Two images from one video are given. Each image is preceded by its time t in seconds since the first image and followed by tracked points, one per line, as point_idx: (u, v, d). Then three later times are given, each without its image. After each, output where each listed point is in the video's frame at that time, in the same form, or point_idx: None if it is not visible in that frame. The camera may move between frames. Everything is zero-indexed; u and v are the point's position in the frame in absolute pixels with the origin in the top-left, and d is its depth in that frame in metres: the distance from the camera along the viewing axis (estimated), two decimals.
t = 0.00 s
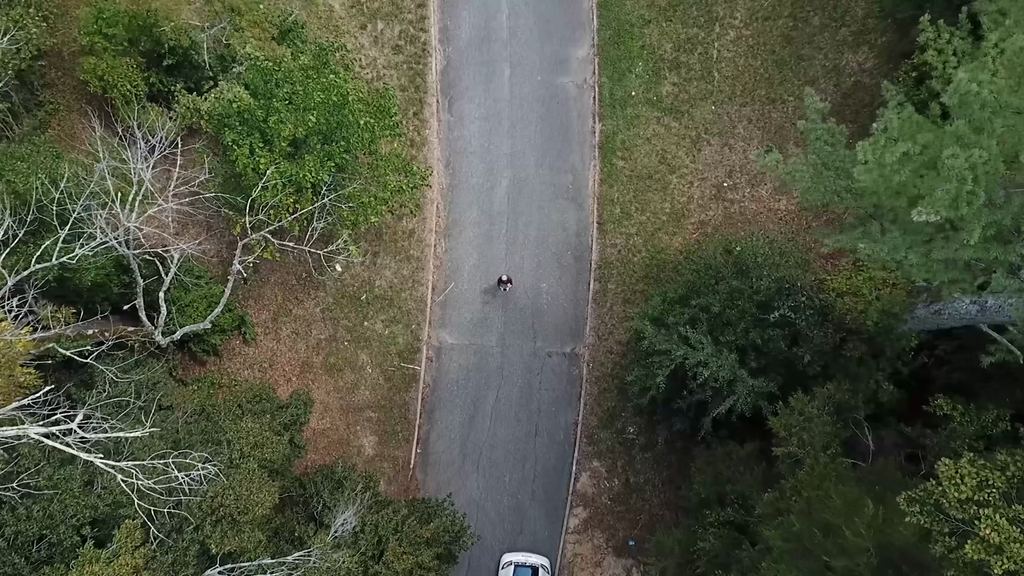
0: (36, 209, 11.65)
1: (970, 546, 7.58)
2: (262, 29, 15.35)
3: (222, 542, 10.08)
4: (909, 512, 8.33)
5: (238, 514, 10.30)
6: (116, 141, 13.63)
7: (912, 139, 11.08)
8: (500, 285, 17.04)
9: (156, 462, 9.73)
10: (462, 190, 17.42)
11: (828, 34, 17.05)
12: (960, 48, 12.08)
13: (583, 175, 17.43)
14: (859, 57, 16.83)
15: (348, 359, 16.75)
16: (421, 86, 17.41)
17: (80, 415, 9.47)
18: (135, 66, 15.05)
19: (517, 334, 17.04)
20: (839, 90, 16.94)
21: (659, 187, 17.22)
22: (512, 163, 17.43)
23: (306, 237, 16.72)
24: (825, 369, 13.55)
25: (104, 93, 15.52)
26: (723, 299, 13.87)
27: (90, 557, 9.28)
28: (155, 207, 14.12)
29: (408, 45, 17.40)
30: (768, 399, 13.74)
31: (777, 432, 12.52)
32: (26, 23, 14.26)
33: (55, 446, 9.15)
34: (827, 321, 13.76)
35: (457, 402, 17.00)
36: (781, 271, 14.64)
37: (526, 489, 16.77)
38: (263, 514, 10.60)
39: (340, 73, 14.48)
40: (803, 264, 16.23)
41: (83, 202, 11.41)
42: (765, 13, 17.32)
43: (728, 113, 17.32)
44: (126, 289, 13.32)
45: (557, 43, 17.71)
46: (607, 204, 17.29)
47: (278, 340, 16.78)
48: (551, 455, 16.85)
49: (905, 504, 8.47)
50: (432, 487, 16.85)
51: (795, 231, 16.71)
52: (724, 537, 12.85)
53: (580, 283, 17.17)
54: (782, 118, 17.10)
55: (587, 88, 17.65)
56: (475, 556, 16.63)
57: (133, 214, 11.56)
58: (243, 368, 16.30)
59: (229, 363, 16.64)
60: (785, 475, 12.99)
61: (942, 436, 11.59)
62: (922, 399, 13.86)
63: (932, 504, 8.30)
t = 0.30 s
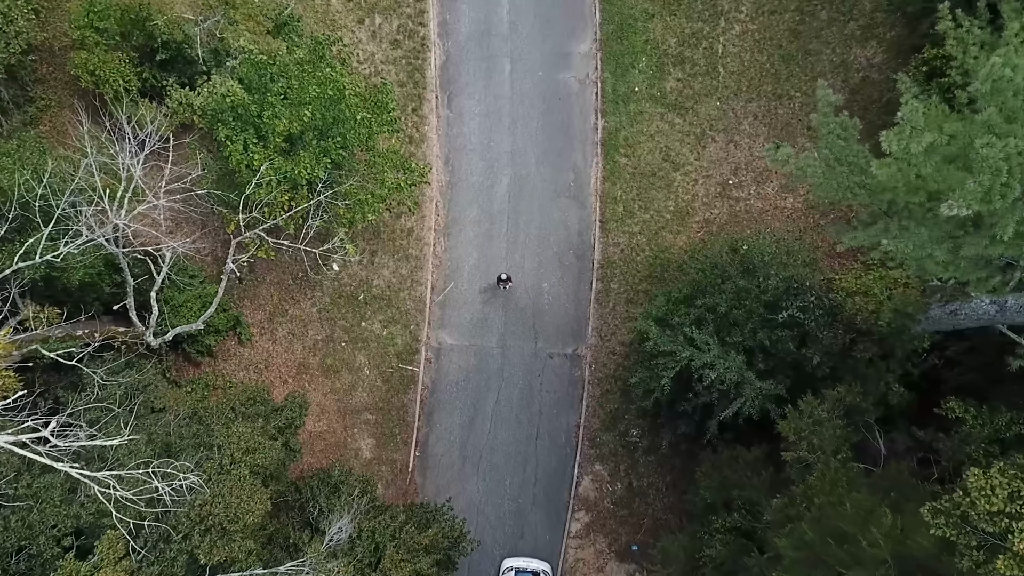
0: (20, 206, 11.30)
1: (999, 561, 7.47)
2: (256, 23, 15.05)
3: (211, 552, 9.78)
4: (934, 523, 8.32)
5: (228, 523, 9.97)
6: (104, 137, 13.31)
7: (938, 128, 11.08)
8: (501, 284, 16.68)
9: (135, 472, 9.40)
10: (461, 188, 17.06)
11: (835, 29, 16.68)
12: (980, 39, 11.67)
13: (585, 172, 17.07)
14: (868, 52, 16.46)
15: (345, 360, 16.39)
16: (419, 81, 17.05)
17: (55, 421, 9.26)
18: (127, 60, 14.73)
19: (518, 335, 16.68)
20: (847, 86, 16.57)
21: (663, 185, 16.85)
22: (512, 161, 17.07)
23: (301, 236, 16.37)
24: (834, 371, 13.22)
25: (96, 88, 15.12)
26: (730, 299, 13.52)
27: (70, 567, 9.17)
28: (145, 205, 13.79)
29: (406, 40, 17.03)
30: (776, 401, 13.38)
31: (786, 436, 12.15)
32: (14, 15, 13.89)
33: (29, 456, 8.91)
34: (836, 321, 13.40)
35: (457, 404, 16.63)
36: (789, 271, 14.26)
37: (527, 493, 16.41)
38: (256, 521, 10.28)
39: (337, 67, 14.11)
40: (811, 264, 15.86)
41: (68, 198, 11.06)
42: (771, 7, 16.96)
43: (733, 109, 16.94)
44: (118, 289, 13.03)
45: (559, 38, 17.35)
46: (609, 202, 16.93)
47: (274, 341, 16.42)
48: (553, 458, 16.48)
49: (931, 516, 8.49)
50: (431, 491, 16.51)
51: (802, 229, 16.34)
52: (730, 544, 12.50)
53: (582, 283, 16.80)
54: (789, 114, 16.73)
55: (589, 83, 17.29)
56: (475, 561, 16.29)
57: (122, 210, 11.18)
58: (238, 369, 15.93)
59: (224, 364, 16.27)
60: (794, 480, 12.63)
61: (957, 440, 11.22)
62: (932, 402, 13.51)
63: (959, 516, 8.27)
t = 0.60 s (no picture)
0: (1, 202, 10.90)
1: None
2: (251, 15, 14.59)
3: (198, 564, 9.49)
4: (964, 538, 8.12)
5: (216, 533, 9.67)
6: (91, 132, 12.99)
7: (970, 116, 11.31)
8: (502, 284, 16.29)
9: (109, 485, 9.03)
10: (461, 186, 16.68)
11: (843, 23, 16.30)
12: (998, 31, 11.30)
13: (588, 170, 16.69)
14: (877, 46, 16.07)
15: (342, 361, 16.02)
16: (418, 77, 16.67)
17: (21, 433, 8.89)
18: (119, 55, 14.30)
19: (520, 336, 16.30)
20: (856, 81, 16.17)
21: (667, 182, 16.47)
22: (513, 158, 16.69)
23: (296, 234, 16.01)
24: (844, 373, 12.84)
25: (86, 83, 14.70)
26: (737, 299, 13.14)
27: None
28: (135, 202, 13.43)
29: (404, 35, 16.66)
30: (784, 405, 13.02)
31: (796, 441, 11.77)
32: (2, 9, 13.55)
33: None
34: (847, 322, 13.01)
35: (457, 406, 16.25)
36: (798, 270, 13.89)
37: (528, 498, 16.03)
38: (247, 530, 9.97)
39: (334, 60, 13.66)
40: (819, 263, 15.48)
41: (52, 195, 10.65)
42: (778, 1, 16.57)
43: (739, 106, 16.56)
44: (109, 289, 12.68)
45: (560, 32, 16.97)
46: (612, 200, 16.55)
47: (269, 342, 16.04)
48: (555, 462, 16.10)
49: (959, 530, 8.27)
50: (430, 496, 16.14)
51: (810, 228, 15.97)
52: (738, 551, 12.13)
53: (585, 283, 16.42)
54: (796, 110, 16.35)
55: (592, 78, 16.91)
56: (475, 568, 15.93)
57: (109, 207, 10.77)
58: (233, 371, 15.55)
59: (218, 366, 15.88)
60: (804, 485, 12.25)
61: (973, 445, 10.85)
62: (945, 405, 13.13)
63: (989, 530, 8.11)
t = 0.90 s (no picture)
0: None
1: None
2: (245, 8, 14.19)
3: None
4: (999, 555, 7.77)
5: (204, 544, 9.34)
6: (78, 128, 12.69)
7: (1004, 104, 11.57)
8: (503, 284, 15.91)
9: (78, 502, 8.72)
10: (461, 183, 16.29)
11: (852, 16, 15.93)
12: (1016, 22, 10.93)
13: (590, 167, 16.31)
14: (886, 40, 15.69)
15: (339, 363, 15.64)
16: (417, 71, 16.30)
17: None
18: (109, 49, 13.85)
19: (521, 336, 15.91)
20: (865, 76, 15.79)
21: (671, 179, 16.08)
22: (514, 154, 16.31)
23: (291, 233, 15.66)
24: (855, 376, 12.48)
25: (77, 77, 14.35)
26: (745, 299, 12.78)
27: None
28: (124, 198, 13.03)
29: (402, 29, 16.30)
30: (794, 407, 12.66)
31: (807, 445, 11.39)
32: None
33: None
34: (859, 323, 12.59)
35: (456, 409, 15.86)
36: (807, 269, 13.52)
37: (529, 502, 15.65)
38: (237, 541, 9.64)
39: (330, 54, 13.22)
40: (827, 262, 15.10)
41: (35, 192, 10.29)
42: None
43: (745, 101, 16.17)
44: (100, 288, 12.33)
45: (562, 26, 16.59)
46: (616, 198, 16.16)
47: (264, 343, 15.66)
48: (556, 465, 15.72)
49: (994, 547, 7.92)
50: (429, 500, 15.76)
51: (818, 226, 15.60)
52: (746, 558, 11.75)
53: (588, 283, 16.04)
54: (803, 106, 15.97)
55: (595, 73, 16.52)
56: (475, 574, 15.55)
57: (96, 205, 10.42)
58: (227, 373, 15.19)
59: (212, 367, 15.52)
60: (814, 491, 11.87)
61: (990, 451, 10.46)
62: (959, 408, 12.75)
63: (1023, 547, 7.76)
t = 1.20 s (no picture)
0: None
1: None
2: None
3: None
4: None
5: (190, 557, 8.96)
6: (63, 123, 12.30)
7: None
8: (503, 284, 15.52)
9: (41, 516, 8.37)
10: (460, 180, 15.91)
11: (861, 10, 15.57)
12: None
13: (592, 164, 15.93)
14: (896, 34, 15.33)
15: (335, 365, 15.26)
16: (415, 66, 15.92)
17: None
18: (100, 42, 13.51)
19: (521, 337, 15.53)
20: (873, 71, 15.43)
21: (676, 176, 15.70)
22: (514, 151, 15.92)
23: (286, 231, 15.28)
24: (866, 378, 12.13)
25: (66, 71, 13.97)
26: (753, 299, 12.40)
27: None
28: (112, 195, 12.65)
29: (400, 23, 15.92)
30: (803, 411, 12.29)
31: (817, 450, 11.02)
32: None
33: None
34: (870, 324, 12.23)
35: (455, 411, 15.47)
36: (816, 269, 13.15)
37: (530, 507, 15.26)
38: (224, 552, 9.26)
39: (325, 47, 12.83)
40: (836, 261, 14.72)
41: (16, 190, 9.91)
42: None
43: (751, 96, 15.78)
44: (87, 288, 11.91)
45: (564, 20, 16.22)
46: (618, 195, 15.78)
47: (259, 345, 15.27)
48: (558, 469, 15.34)
49: None
50: (427, 505, 15.37)
51: (825, 224, 15.22)
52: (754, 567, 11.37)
53: (590, 282, 15.66)
54: (811, 102, 15.60)
55: (597, 69, 16.15)
56: None
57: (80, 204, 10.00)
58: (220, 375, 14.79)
59: (205, 369, 15.12)
60: (825, 497, 11.49)
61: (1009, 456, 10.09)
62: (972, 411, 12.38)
63: None
